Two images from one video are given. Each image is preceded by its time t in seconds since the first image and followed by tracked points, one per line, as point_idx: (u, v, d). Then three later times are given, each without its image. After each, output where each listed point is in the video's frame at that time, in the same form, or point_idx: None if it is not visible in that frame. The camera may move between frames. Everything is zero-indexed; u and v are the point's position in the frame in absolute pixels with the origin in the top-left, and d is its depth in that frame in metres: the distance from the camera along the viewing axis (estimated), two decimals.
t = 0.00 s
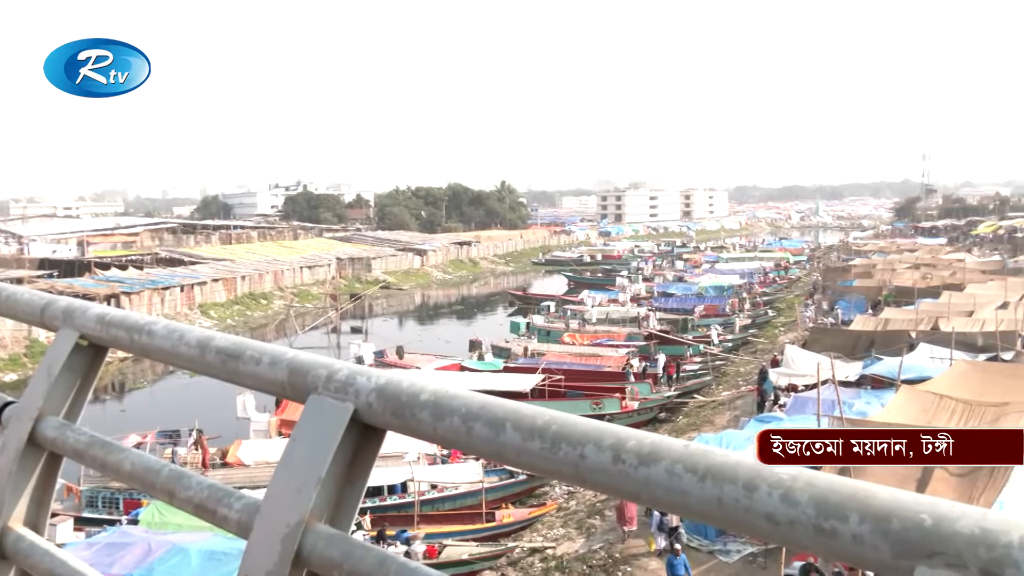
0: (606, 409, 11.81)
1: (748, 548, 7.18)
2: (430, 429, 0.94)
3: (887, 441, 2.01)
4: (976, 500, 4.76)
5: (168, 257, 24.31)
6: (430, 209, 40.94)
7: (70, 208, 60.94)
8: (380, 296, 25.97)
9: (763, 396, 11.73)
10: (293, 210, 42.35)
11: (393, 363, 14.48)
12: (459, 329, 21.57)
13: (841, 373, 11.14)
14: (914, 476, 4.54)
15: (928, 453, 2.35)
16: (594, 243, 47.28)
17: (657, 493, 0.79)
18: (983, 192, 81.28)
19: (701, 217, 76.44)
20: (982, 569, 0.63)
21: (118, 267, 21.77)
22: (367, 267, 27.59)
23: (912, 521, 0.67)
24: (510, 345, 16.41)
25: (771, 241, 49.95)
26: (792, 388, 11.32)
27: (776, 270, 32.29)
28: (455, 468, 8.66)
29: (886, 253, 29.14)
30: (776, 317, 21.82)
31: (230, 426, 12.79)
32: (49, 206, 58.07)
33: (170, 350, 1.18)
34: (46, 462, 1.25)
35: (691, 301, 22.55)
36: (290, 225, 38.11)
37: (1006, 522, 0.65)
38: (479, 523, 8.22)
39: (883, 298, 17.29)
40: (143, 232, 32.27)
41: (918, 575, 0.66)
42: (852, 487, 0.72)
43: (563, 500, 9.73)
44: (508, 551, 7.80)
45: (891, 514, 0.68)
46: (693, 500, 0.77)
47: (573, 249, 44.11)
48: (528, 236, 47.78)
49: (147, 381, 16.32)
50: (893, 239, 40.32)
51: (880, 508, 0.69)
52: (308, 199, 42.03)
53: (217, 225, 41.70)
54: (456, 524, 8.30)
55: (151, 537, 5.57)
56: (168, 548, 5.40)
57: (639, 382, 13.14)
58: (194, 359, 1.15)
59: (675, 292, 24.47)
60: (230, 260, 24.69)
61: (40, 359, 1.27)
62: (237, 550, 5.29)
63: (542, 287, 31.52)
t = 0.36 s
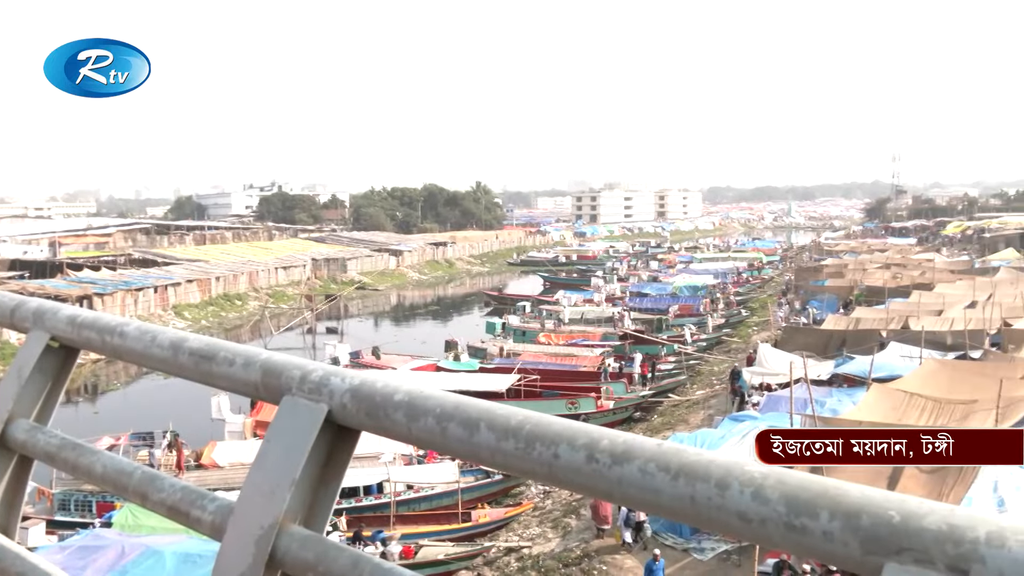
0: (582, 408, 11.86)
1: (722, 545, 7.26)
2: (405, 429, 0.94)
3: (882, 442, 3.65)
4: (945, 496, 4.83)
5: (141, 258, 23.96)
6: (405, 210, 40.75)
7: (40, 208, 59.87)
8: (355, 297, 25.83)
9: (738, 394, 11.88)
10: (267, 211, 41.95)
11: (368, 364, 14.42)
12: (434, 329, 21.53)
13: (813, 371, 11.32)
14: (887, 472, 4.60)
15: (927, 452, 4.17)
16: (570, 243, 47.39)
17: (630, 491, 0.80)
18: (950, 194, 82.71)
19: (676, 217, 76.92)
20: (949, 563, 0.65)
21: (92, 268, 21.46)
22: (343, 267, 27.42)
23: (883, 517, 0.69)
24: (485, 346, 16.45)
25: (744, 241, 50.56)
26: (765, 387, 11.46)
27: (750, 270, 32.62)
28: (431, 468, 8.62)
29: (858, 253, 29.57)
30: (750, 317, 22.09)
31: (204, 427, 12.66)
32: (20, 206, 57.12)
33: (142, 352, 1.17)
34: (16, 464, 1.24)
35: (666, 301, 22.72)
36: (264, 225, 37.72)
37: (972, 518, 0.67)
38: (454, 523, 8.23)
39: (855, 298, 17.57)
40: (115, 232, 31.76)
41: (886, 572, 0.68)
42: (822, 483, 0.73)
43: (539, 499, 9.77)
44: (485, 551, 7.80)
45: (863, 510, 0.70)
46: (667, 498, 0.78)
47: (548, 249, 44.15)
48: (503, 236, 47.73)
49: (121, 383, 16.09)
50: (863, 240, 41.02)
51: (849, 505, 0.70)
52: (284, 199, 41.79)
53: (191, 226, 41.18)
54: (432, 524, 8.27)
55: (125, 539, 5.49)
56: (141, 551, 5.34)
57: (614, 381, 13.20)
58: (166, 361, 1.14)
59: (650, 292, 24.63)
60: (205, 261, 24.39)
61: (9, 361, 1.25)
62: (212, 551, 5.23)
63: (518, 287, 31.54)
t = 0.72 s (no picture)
0: (561, 408, 11.87)
1: (700, 544, 7.32)
2: (382, 430, 0.95)
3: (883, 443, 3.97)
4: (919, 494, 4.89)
5: (116, 259, 23.61)
6: (383, 210, 40.56)
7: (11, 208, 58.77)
8: (333, 297, 25.66)
9: (715, 393, 11.97)
10: (244, 212, 41.58)
11: (347, 365, 14.33)
12: (413, 330, 21.46)
13: (789, 370, 11.44)
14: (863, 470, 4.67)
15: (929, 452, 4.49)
16: (548, 243, 47.47)
17: (607, 491, 0.81)
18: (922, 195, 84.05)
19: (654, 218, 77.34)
20: (920, 561, 0.66)
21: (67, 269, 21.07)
22: (320, 268, 27.22)
23: (855, 516, 0.70)
24: (464, 346, 16.45)
25: (722, 241, 51.00)
26: (743, 386, 11.56)
27: (727, 270, 32.92)
28: (410, 469, 8.58)
29: (833, 253, 29.94)
30: (727, 316, 22.27)
31: (180, 429, 12.49)
32: None
33: (116, 354, 1.16)
34: None
35: (644, 301, 22.83)
36: (241, 226, 37.33)
37: (944, 514, 0.69)
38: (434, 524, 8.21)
39: (830, 297, 17.78)
40: (89, 233, 31.28)
41: (860, 570, 0.69)
42: (795, 482, 0.75)
43: (518, 499, 9.80)
44: (464, 551, 7.80)
45: (836, 508, 0.71)
46: (643, 497, 0.79)
47: (526, 249, 44.17)
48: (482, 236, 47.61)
49: (96, 385, 15.83)
50: (837, 240, 41.54)
51: (823, 503, 0.72)
52: (260, 199, 41.42)
53: (168, 227, 40.65)
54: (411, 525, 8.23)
55: (100, 542, 5.40)
56: (116, 553, 5.26)
57: (592, 381, 13.23)
58: (141, 362, 1.14)
59: (628, 292, 24.74)
60: (181, 262, 24.10)
61: None
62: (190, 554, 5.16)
63: (497, 288, 31.52)
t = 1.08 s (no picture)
0: (540, 408, 11.87)
1: (678, 544, 7.38)
2: (360, 431, 0.95)
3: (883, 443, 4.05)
4: (896, 491, 4.95)
5: (91, 260, 23.27)
6: (362, 211, 40.36)
7: None
8: (312, 298, 25.50)
9: (693, 392, 12.06)
10: (222, 212, 41.21)
11: (325, 366, 14.24)
12: (393, 330, 21.39)
13: (767, 370, 11.55)
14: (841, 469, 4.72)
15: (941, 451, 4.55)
16: (527, 244, 47.56)
17: (585, 491, 0.82)
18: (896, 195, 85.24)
19: (633, 218, 77.71)
20: (895, 559, 0.68)
21: (42, 269, 20.74)
22: (299, 269, 27.03)
23: (831, 515, 0.71)
24: (444, 346, 16.42)
25: (700, 241, 51.40)
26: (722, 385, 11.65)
27: (705, 270, 33.18)
28: (389, 470, 8.55)
29: (810, 253, 30.25)
30: (705, 316, 22.44)
31: (157, 431, 12.35)
32: None
33: (92, 355, 1.15)
34: None
35: (623, 301, 22.92)
36: (219, 226, 36.97)
37: (919, 511, 0.70)
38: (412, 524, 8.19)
39: (808, 297, 17.97)
40: (63, 233, 30.82)
41: (837, 568, 0.70)
42: (773, 482, 0.76)
43: (498, 499, 9.81)
44: (443, 552, 7.80)
45: (813, 507, 0.72)
46: (621, 498, 0.80)
47: (506, 250, 44.17)
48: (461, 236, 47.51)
49: (72, 387, 15.59)
50: (814, 240, 41.99)
51: (800, 502, 0.73)
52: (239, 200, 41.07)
53: (144, 228, 40.17)
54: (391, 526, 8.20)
55: (76, 546, 5.33)
56: (92, 557, 5.16)
57: (571, 381, 13.26)
58: (117, 364, 1.13)
59: (608, 292, 24.83)
60: (158, 263, 23.82)
61: None
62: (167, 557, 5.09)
63: (476, 288, 31.50)
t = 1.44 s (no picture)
0: (518, 408, 11.87)
1: (655, 543, 7.42)
2: (335, 432, 0.95)
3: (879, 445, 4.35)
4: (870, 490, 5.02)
5: (63, 260, 22.90)
6: (338, 211, 40.11)
7: None
8: (288, 299, 25.31)
9: (670, 392, 12.14)
10: (196, 213, 40.78)
11: (302, 367, 14.13)
12: (370, 331, 21.29)
13: (743, 369, 11.66)
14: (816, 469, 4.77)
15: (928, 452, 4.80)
16: (505, 245, 47.58)
17: (561, 490, 0.82)
18: (869, 196, 86.50)
19: (610, 219, 78.10)
20: (868, 555, 0.69)
21: (12, 270, 20.38)
22: (275, 270, 26.79)
23: (805, 512, 0.72)
24: (421, 347, 16.37)
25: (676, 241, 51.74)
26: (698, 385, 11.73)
27: (681, 270, 33.44)
28: (367, 471, 8.50)
29: (785, 253, 30.59)
30: (682, 316, 22.60)
31: (131, 433, 12.17)
32: None
33: (63, 357, 1.13)
34: None
35: (600, 301, 23.02)
36: (193, 227, 36.56)
37: (890, 508, 0.71)
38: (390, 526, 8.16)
39: (783, 297, 18.17)
40: (35, 233, 30.33)
41: (808, 565, 0.71)
42: (747, 481, 0.77)
43: (476, 500, 9.80)
44: (421, 553, 7.77)
45: (785, 505, 0.73)
46: (596, 498, 0.81)
47: (484, 250, 44.15)
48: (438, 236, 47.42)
49: (44, 389, 15.33)
50: (789, 240, 42.41)
51: (774, 500, 0.74)
52: (214, 200, 40.64)
53: (118, 228, 39.63)
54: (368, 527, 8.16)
55: (49, 550, 5.24)
56: (64, 563, 5.05)
57: (549, 382, 13.29)
58: (90, 366, 1.12)
59: (585, 293, 24.91)
60: (131, 263, 23.50)
61: None
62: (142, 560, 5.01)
63: (454, 289, 31.46)
